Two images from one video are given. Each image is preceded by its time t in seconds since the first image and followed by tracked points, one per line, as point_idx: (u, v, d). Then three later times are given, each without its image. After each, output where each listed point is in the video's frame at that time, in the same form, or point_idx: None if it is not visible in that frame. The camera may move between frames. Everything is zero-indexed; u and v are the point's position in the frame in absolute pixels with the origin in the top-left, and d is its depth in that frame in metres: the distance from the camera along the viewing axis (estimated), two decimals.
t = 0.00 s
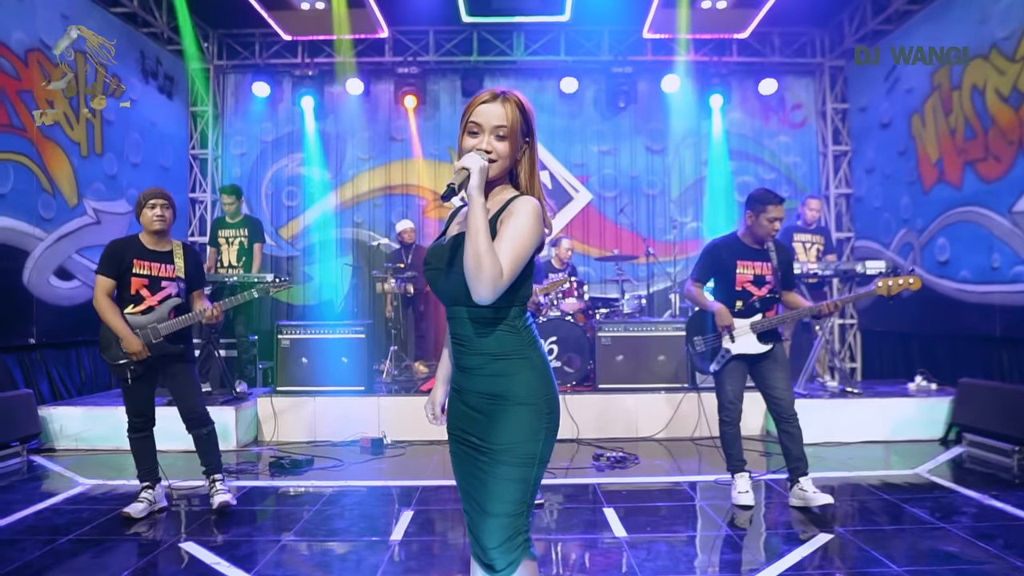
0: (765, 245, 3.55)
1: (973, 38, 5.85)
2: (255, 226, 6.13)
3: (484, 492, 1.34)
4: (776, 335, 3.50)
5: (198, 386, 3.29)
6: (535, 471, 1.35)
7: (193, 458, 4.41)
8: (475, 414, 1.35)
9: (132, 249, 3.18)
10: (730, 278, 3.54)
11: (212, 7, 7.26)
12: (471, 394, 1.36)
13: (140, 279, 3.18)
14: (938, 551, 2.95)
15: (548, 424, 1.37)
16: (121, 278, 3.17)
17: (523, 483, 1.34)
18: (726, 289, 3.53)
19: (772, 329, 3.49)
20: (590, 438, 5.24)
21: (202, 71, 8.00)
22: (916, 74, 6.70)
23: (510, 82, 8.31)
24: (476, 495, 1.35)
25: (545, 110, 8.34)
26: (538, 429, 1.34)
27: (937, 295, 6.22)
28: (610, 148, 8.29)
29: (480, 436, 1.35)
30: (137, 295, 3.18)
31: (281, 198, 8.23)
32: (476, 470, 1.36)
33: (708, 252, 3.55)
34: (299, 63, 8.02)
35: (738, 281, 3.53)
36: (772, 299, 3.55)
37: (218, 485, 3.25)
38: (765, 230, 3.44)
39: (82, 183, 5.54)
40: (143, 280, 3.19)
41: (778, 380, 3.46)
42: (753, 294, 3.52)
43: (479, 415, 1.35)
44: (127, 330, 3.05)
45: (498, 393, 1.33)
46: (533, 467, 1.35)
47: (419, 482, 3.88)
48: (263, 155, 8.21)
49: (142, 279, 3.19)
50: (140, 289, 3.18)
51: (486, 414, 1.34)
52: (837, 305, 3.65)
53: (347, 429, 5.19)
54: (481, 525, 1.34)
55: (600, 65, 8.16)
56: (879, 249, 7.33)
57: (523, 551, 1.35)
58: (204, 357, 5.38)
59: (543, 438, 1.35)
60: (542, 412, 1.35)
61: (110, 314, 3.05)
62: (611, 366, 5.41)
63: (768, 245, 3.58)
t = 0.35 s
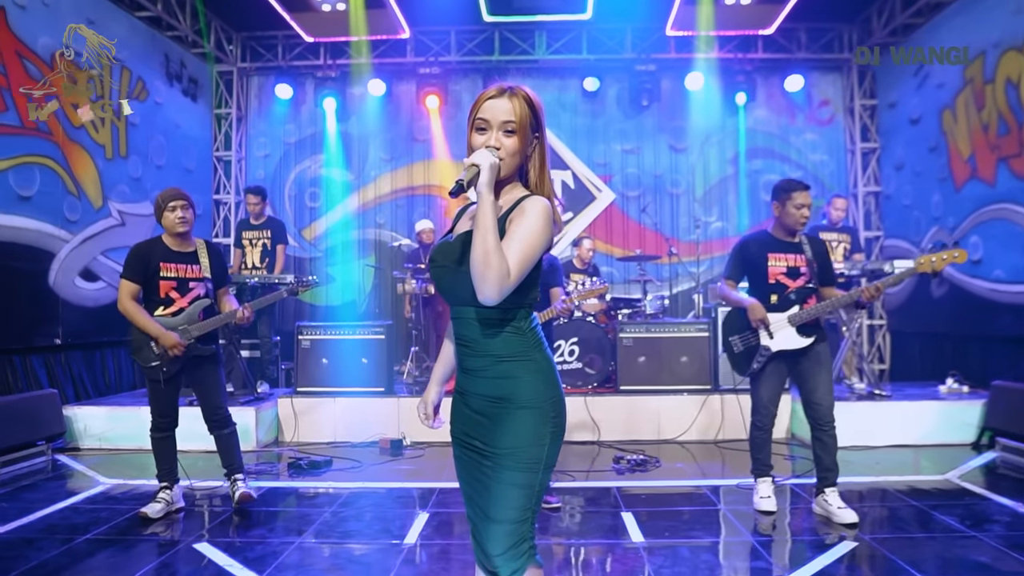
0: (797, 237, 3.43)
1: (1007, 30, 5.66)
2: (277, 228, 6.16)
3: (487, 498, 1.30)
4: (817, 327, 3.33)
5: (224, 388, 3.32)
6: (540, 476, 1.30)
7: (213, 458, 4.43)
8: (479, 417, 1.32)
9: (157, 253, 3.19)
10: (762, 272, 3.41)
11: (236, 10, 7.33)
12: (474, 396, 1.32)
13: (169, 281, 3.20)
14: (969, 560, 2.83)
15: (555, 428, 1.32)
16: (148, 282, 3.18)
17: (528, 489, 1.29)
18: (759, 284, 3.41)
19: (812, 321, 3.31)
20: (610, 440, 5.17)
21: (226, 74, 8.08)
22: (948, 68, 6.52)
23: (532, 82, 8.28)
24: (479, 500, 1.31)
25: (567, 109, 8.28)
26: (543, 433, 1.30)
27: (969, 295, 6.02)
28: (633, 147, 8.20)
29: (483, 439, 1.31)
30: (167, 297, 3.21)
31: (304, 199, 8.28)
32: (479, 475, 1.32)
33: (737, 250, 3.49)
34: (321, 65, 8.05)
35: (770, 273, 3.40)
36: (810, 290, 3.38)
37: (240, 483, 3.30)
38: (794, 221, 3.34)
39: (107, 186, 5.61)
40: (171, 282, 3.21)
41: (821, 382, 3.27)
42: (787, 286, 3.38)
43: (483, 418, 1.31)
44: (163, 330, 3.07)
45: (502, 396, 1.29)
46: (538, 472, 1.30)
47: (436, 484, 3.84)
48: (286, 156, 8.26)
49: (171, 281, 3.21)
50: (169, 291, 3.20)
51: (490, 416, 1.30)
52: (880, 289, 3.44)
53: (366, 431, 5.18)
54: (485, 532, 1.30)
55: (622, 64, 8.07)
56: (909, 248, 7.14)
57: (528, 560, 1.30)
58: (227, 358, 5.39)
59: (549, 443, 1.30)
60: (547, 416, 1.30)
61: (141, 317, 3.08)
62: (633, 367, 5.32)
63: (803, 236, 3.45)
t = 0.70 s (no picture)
0: (827, 236, 3.35)
1: None
2: (292, 229, 6.19)
3: (487, 502, 1.26)
4: (853, 322, 3.21)
5: (249, 394, 3.26)
6: (540, 480, 1.28)
7: (226, 459, 4.45)
8: (478, 419, 1.28)
9: (186, 253, 3.18)
10: (791, 270, 3.33)
11: (251, 13, 7.37)
12: (473, 398, 1.29)
13: (196, 281, 3.18)
14: (987, 568, 2.76)
15: (554, 430, 1.31)
16: (178, 282, 3.19)
17: (528, 492, 1.27)
18: (790, 283, 3.33)
19: (849, 317, 3.20)
20: (624, 442, 5.12)
21: (242, 76, 8.13)
22: (969, 65, 6.40)
23: (546, 82, 8.25)
24: (477, 505, 1.28)
25: (582, 109, 8.24)
26: (544, 435, 1.28)
27: (992, 296, 5.89)
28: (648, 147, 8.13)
29: (482, 443, 1.28)
30: (196, 298, 3.19)
31: (319, 200, 8.32)
32: (478, 479, 1.28)
33: (766, 250, 3.41)
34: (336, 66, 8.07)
35: (801, 271, 3.31)
36: (844, 284, 3.24)
37: (251, 492, 3.19)
38: (823, 216, 3.26)
39: (123, 188, 5.67)
40: (199, 282, 3.19)
41: (855, 387, 3.18)
42: (818, 282, 3.30)
43: (483, 420, 1.28)
44: (195, 324, 3.09)
45: (503, 397, 1.26)
46: (539, 476, 1.28)
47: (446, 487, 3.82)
48: (301, 158, 8.30)
49: (199, 281, 3.19)
50: (197, 291, 3.19)
51: (491, 418, 1.27)
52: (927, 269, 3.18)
53: (378, 433, 5.19)
54: (484, 536, 1.26)
55: (638, 63, 8.02)
56: (929, 248, 7.00)
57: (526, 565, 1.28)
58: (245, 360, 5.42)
59: (549, 446, 1.28)
60: (548, 418, 1.28)
61: (169, 315, 3.12)
62: (647, 370, 5.26)
63: (833, 234, 3.36)
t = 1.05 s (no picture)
0: (848, 234, 3.27)
1: None
2: (306, 231, 6.22)
3: (496, 504, 1.24)
4: (876, 325, 3.13)
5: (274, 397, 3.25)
6: (546, 478, 1.28)
7: (238, 459, 4.48)
8: (485, 419, 1.24)
9: (213, 257, 3.20)
10: (810, 272, 3.26)
11: (265, 16, 7.43)
12: (480, 399, 1.24)
13: (223, 286, 3.20)
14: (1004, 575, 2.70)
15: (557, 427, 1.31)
16: (206, 286, 3.21)
17: (536, 492, 1.26)
18: (811, 286, 3.26)
19: (872, 319, 3.13)
20: (636, 444, 5.09)
21: (256, 78, 8.19)
22: (988, 61, 6.30)
23: (559, 82, 8.23)
24: (484, 508, 1.25)
25: (595, 109, 8.21)
26: (551, 434, 1.27)
27: (1012, 296, 5.78)
28: (662, 146, 8.08)
29: (490, 444, 1.24)
30: (223, 302, 3.21)
31: (333, 201, 8.36)
32: (484, 481, 1.24)
33: (786, 253, 3.36)
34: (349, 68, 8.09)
35: (821, 273, 3.23)
36: (866, 285, 3.16)
37: (259, 493, 3.18)
38: (839, 216, 3.20)
39: (138, 190, 5.73)
40: (226, 286, 3.20)
41: (878, 391, 3.11)
42: (839, 283, 3.20)
43: (491, 421, 1.24)
44: (218, 331, 3.11)
45: (515, 395, 1.24)
46: (546, 475, 1.27)
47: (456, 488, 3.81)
48: (315, 159, 8.35)
49: (225, 285, 3.20)
50: (223, 295, 3.20)
51: (501, 418, 1.23)
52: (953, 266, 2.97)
53: (389, 434, 5.19)
54: (492, 537, 1.24)
55: (651, 63, 7.97)
56: (948, 248, 6.89)
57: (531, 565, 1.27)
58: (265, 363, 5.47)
59: (557, 443, 1.28)
60: (554, 417, 1.29)
61: (197, 320, 3.15)
62: (659, 371, 5.22)
63: (853, 233, 3.27)
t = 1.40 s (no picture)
0: (861, 233, 3.16)
1: None
2: (323, 231, 6.27)
3: (500, 504, 1.24)
4: (882, 328, 3.08)
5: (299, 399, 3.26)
6: (547, 478, 1.30)
7: (257, 458, 4.53)
8: (489, 420, 1.25)
9: (235, 261, 3.23)
10: (819, 271, 3.19)
11: (284, 19, 7.51)
12: (484, 399, 1.26)
13: (245, 289, 3.23)
14: None
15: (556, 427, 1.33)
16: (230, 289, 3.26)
17: (539, 492, 1.27)
18: (821, 286, 3.19)
19: (878, 323, 3.08)
20: (653, 445, 5.06)
21: (276, 81, 8.28)
22: (1014, 55, 6.15)
23: (577, 81, 8.21)
24: (488, 508, 1.25)
25: (613, 108, 8.17)
26: (552, 433, 1.30)
27: None
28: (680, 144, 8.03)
29: (494, 445, 1.25)
30: (245, 305, 3.24)
31: (352, 202, 8.42)
32: (488, 482, 1.25)
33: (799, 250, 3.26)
34: (368, 69, 8.12)
35: (830, 273, 3.16)
36: (874, 289, 3.11)
37: (272, 492, 3.20)
38: (841, 214, 3.14)
39: (160, 192, 5.83)
40: (248, 290, 3.23)
41: (884, 393, 3.06)
42: (848, 285, 3.12)
43: (496, 422, 1.25)
44: (238, 342, 3.15)
45: (517, 396, 1.26)
46: (548, 474, 1.29)
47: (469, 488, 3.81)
48: (334, 161, 8.42)
49: (247, 289, 3.23)
50: (245, 299, 3.23)
51: (505, 419, 1.25)
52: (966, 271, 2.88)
53: (406, 433, 5.21)
54: (496, 538, 1.24)
55: (669, 61, 7.92)
56: (973, 246, 6.75)
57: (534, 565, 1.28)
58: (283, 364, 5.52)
59: (557, 444, 1.30)
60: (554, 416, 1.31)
61: (220, 323, 3.21)
62: (675, 371, 5.18)
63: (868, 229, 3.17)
